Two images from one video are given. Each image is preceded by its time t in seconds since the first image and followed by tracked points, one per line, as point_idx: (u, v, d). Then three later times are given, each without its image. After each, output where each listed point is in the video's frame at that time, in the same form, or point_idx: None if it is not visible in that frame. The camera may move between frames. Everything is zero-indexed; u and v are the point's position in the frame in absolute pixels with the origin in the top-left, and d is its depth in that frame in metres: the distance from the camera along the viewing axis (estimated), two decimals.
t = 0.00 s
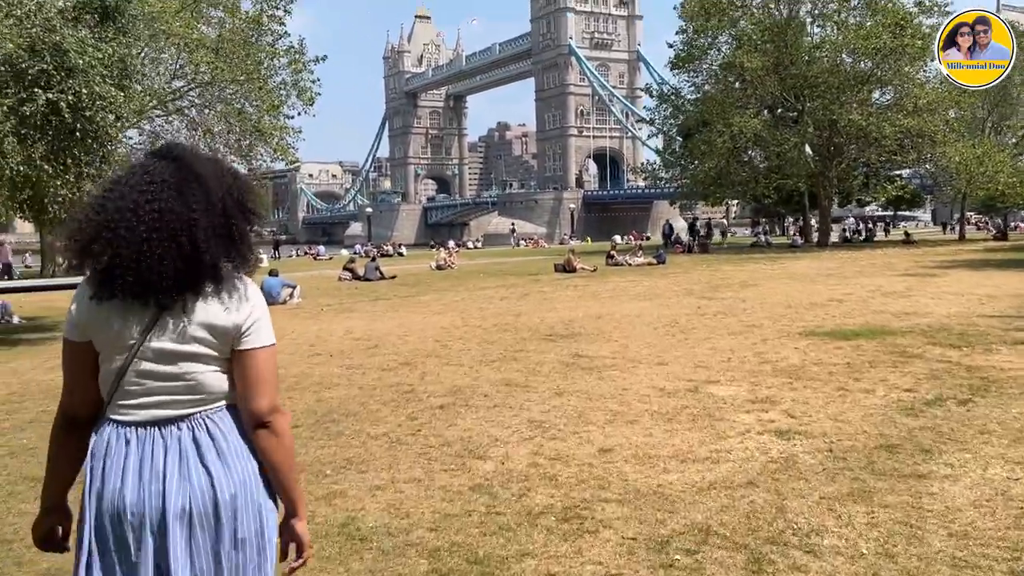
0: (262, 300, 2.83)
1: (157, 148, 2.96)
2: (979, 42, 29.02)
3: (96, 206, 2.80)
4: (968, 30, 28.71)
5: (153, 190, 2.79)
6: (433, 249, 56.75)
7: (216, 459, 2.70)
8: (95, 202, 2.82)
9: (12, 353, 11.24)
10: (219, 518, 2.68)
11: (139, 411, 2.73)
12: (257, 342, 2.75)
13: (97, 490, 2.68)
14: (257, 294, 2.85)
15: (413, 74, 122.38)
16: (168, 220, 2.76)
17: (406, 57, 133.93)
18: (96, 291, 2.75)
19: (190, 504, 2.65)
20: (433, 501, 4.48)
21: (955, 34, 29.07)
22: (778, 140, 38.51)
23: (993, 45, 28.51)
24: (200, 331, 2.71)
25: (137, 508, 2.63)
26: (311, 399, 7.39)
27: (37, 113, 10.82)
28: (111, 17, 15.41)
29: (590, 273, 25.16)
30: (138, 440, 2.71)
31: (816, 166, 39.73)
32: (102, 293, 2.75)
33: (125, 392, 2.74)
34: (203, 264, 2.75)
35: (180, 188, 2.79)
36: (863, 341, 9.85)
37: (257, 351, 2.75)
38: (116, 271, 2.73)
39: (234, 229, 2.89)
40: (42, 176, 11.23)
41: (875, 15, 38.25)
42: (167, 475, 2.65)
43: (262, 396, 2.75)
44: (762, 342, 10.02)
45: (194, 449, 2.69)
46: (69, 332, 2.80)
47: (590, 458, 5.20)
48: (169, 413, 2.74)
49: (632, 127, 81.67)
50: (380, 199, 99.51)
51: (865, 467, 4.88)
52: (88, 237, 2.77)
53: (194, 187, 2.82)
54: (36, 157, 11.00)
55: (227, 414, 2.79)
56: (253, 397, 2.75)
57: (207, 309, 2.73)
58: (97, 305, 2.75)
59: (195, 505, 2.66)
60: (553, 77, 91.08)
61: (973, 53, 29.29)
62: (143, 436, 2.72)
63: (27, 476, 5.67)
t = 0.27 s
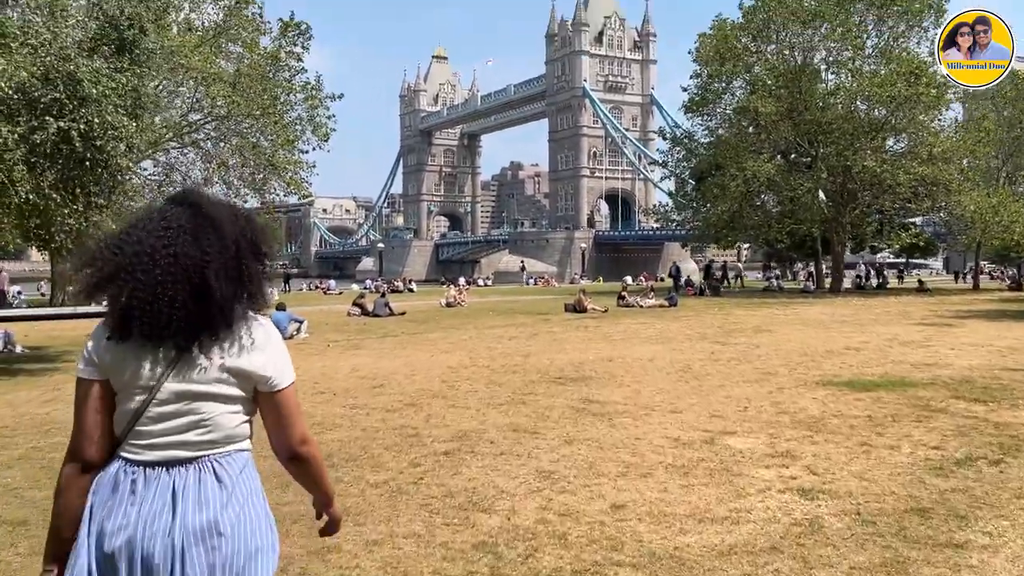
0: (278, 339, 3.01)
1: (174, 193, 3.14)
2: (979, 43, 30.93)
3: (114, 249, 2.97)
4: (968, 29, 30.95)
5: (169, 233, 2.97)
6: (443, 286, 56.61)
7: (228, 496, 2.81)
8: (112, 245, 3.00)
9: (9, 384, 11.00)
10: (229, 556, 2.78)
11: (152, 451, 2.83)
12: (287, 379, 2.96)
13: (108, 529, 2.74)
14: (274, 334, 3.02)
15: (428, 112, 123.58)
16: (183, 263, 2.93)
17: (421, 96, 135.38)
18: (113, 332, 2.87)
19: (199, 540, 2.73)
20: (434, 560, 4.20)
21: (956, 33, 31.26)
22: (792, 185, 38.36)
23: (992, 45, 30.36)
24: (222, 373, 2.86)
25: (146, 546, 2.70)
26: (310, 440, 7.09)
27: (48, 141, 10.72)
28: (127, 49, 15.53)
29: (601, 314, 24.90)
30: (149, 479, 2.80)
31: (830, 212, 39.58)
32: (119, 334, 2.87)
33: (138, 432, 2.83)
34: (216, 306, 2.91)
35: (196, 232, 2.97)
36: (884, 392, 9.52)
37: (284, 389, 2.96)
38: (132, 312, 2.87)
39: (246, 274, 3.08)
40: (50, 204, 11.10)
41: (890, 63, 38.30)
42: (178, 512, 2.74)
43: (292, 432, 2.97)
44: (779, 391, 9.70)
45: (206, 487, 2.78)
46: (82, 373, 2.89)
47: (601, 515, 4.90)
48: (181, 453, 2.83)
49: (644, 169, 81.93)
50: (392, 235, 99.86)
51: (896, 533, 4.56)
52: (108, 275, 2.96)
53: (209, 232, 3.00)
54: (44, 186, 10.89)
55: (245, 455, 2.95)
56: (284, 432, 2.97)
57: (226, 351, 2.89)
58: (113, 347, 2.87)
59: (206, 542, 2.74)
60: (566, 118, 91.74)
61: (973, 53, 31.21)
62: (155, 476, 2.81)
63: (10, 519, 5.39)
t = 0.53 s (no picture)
0: (280, 383, 3.12)
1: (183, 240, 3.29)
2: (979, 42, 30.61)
3: (120, 295, 3.12)
4: (968, 30, 30.66)
5: (173, 279, 3.10)
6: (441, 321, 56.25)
7: (237, 537, 2.95)
8: (121, 290, 3.15)
9: None
10: None
11: (160, 493, 2.96)
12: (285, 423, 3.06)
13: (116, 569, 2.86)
14: (278, 381, 3.13)
15: (430, 148, 124.28)
16: (187, 308, 3.06)
17: (423, 132, 136.29)
18: (118, 375, 3.00)
19: None
20: None
21: (955, 33, 31.05)
22: (793, 226, 38.24)
23: (991, 49, 29.88)
24: (225, 415, 2.97)
25: None
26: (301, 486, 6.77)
27: (42, 170, 10.49)
28: (127, 82, 15.66)
29: (601, 352, 24.60)
30: (158, 520, 2.93)
31: (831, 253, 39.43)
32: (124, 377, 2.99)
33: (146, 472, 2.96)
34: (216, 350, 3.02)
35: (200, 278, 3.10)
36: (897, 443, 9.20)
37: (279, 432, 3.05)
38: (136, 356, 3.00)
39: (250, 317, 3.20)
40: (42, 235, 10.84)
41: (891, 104, 38.49)
42: (188, 554, 2.88)
43: (284, 477, 3.06)
44: (788, 439, 9.39)
45: (215, 529, 2.93)
46: (91, 415, 3.02)
47: None
48: (188, 495, 2.97)
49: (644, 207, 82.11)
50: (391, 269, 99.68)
51: None
52: (113, 321, 3.10)
53: (212, 277, 3.12)
54: (37, 216, 10.63)
55: (246, 499, 3.06)
56: (279, 477, 3.07)
57: (227, 395, 3.00)
58: (119, 391, 2.98)
59: None
60: (567, 156, 92.21)
61: (972, 53, 30.79)
62: (163, 517, 2.94)
63: None
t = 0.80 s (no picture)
0: (288, 414, 3.01)
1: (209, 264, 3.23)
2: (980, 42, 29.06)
3: (142, 319, 3.09)
4: (968, 30, 29.12)
5: (191, 306, 3.05)
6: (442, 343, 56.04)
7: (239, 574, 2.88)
8: (143, 315, 3.12)
9: None
10: None
11: (165, 523, 2.92)
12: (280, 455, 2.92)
13: None
14: (285, 413, 3.01)
15: (432, 171, 124.64)
16: (200, 337, 3.01)
17: (426, 154, 136.83)
18: (131, 402, 2.98)
19: None
20: None
21: (955, 33, 29.44)
22: (796, 249, 38.00)
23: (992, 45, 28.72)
24: (224, 449, 2.89)
25: None
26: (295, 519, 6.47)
27: (34, 189, 10.29)
28: (127, 102, 15.50)
29: (605, 376, 24.28)
30: (163, 552, 2.90)
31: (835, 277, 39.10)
32: (136, 406, 2.97)
33: (152, 503, 2.93)
34: (225, 383, 2.96)
35: (217, 307, 3.03)
36: (914, 474, 8.89)
37: (274, 465, 2.91)
38: (150, 385, 2.97)
39: (266, 349, 3.13)
40: (35, 256, 10.62)
41: (895, 128, 38.49)
42: None
43: (276, 511, 2.90)
44: (801, 469, 9.09)
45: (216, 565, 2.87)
46: (105, 442, 3.02)
47: None
48: (195, 525, 2.92)
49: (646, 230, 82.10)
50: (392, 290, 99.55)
51: None
52: (133, 344, 3.07)
53: (229, 306, 3.06)
54: (29, 237, 10.42)
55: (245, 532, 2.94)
56: (269, 511, 2.91)
57: (230, 428, 2.91)
58: (132, 419, 2.97)
59: None
60: (568, 179, 92.38)
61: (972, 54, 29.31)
62: (169, 548, 2.91)
63: None
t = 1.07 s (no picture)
0: (324, 405, 3.17)
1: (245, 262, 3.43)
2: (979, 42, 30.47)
3: (181, 312, 3.28)
4: (968, 29, 30.62)
5: (228, 300, 3.24)
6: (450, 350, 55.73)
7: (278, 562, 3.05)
8: (183, 309, 3.31)
9: None
10: None
11: (207, 512, 3.09)
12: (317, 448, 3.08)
13: None
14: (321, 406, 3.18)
15: (441, 178, 124.62)
16: (237, 328, 3.18)
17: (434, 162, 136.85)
18: (171, 391, 3.14)
19: None
20: None
21: (955, 33, 31.01)
22: (809, 255, 37.65)
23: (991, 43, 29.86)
24: (262, 438, 3.05)
25: None
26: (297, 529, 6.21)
27: (33, 190, 10.18)
28: (132, 107, 15.34)
29: (614, 382, 23.99)
30: (206, 539, 3.06)
31: (847, 282, 38.87)
32: (177, 395, 3.13)
33: (194, 493, 3.09)
34: (261, 372, 3.12)
35: (253, 299, 3.22)
36: (939, 483, 8.59)
37: (312, 456, 3.08)
38: (189, 373, 3.14)
39: (300, 341, 3.30)
40: (33, 258, 10.50)
41: (908, 132, 38.17)
42: None
43: (311, 500, 3.06)
44: (822, 478, 8.78)
45: (256, 551, 3.03)
46: (147, 431, 3.17)
47: None
48: (235, 513, 3.09)
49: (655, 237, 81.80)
50: (401, 298, 99.41)
51: None
52: (174, 336, 3.25)
53: (265, 299, 3.24)
54: (27, 238, 10.29)
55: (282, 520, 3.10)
56: (307, 500, 3.07)
57: (268, 416, 3.08)
58: (173, 408, 3.12)
59: None
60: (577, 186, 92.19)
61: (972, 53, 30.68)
62: (212, 536, 3.08)
63: None
